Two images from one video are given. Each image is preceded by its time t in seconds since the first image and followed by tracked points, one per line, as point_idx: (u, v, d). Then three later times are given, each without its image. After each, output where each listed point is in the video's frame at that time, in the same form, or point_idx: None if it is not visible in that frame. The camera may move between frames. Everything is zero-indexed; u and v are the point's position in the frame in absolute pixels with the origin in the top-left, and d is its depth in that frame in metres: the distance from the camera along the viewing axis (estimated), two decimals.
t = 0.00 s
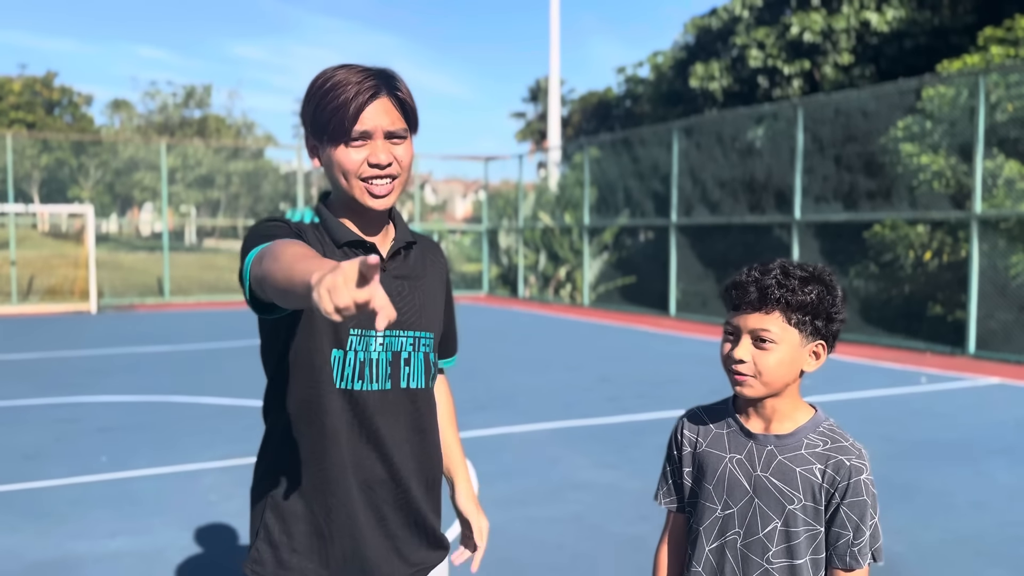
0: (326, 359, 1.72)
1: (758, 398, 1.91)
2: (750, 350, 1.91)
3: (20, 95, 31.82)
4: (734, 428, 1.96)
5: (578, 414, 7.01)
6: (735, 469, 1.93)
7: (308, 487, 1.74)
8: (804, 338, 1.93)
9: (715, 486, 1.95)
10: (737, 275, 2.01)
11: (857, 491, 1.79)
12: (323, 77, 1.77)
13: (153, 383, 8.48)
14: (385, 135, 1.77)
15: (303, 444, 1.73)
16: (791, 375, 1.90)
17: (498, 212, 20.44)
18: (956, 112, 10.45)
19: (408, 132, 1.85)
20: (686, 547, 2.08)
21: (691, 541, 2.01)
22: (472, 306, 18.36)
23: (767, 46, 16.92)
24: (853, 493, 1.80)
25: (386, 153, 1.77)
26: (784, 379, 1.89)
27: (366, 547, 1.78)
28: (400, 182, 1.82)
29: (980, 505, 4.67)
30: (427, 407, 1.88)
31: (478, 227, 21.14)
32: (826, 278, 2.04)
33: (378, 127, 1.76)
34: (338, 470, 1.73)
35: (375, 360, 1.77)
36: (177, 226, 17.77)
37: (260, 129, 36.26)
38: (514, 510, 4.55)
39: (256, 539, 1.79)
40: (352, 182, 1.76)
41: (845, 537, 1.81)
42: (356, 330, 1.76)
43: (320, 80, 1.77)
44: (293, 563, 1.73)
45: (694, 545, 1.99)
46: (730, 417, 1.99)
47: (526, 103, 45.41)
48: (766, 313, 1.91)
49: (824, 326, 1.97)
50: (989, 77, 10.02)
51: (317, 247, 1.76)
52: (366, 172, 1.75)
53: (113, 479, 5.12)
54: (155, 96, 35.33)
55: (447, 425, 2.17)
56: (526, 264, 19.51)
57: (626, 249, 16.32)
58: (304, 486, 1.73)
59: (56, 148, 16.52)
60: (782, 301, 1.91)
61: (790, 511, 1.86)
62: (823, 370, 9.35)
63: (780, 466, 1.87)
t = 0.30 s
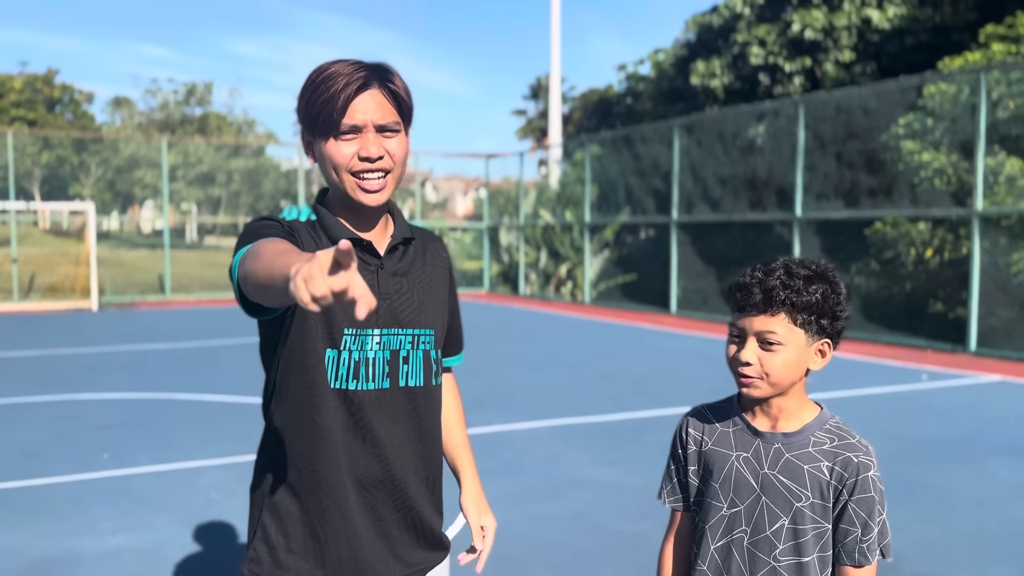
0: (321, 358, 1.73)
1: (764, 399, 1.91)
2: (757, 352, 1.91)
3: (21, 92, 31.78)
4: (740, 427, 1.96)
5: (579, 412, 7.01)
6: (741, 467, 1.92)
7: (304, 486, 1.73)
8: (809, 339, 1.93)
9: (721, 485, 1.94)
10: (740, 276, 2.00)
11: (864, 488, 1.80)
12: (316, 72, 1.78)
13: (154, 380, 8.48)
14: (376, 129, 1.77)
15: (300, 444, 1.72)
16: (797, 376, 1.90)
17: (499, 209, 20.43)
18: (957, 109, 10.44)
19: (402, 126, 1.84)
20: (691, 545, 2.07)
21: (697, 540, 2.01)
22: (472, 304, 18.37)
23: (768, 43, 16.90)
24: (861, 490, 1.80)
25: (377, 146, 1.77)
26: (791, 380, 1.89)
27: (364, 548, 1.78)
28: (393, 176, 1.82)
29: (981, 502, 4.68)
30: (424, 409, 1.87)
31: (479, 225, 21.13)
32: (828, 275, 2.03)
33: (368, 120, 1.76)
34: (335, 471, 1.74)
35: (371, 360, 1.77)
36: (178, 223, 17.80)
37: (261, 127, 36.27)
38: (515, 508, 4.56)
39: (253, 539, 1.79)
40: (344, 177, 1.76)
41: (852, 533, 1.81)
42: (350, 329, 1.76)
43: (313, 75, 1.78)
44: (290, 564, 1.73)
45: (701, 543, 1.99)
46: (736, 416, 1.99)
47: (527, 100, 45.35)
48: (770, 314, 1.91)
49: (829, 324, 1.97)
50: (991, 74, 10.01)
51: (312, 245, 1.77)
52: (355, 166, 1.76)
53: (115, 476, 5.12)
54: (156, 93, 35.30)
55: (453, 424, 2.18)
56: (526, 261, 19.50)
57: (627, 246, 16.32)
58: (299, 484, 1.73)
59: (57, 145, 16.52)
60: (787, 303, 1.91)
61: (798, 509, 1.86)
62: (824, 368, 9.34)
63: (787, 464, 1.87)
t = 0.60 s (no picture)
0: (323, 356, 1.74)
1: (780, 398, 1.91)
2: (775, 351, 1.90)
3: (24, 92, 31.84)
4: (748, 426, 1.95)
5: (582, 411, 7.02)
6: (750, 468, 1.92)
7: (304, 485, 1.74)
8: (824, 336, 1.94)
9: (729, 485, 1.94)
10: (751, 274, 1.98)
11: (874, 485, 1.81)
12: (323, 71, 1.78)
13: (158, 379, 8.49)
14: (380, 127, 1.77)
15: (302, 443, 1.73)
16: (813, 374, 1.90)
17: (501, 208, 20.44)
18: (960, 108, 10.42)
19: (407, 125, 1.84)
20: (699, 547, 2.06)
21: (706, 541, 2.00)
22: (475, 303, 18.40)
23: (771, 41, 16.89)
24: (870, 487, 1.81)
25: (382, 144, 1.77)
26: (808, 378, 1.89)
27: (363, 547, 1.78)
28: (398, 173, 1.81)
29: (985, 501, 4.67)
30: (428, 409, 1.87)
31: (481, 223, 21.13)
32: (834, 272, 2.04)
33: (372, 117, 1.76)
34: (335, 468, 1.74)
35: (374, 358, 1.78)
36: (180, 222, 17.82)
37: (263, 126, 36.29)
38: (518, 507, 4.56)
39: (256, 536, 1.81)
40: (349, 175, 1.76)
41: (862, 530, 1.83)
42: (353, 328, 1.77)
43: (319, 74, 1.78)
44: (290, 561, 1.74)
45: (710, 544, 1.98)
46: (742, 415, 1.98)
47: (529, 99, 45.30)
48: (787, 312, 1.90)
49: (840, 321, 1.98)
50: (994, 72, 10.01)
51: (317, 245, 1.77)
52: (358, 164, 1.76)
53: (119, 475, 5.12)
54: (159, 93, 35.35)
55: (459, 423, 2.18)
56: (528, 260, 19.50)
57: (630, 245, 16.33)
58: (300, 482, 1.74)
59: (60, 144, 16.54)
60: (807, 300, 1.90)
61: (808, 507, 1.86)
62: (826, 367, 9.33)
63: (796, 463, 1.87)
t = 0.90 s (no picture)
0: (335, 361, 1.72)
1: (787, 399, 1.90)
2: (784, 351, 1.89)
3: (27, 93, 31.92)
4: (750, 427, 1.95)
5: (585, 411, 7.02)
6: (754, 468, 1.92)
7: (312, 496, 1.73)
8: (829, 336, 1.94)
9: (734, 486, 1.93)
10: (756, 274, 1.98)
11: (879, 484, 1.82)
12: (333, 72, 1.80)
13: (162, 379, 8.52)
14: (397, 120, 1.76)
15: (309, 453, 1.72)
16: (819, 374, 1.91)
17: (504, 208, 20.45)
18: (963, 108, 10.41)
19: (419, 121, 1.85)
20: (701, 548, 2.06)
21: (711, 541, 2.00)
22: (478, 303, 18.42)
23: (773, 41, 16.88)
24: (875, 487, 1.82)
25: (399, 136, 1.75)
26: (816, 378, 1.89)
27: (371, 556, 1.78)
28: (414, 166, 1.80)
29: (988, 501, 4.66)
30: (436, 410, 1.89)
31: (483, 224, 21.14)
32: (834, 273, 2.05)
33: (388, 112, 1.75)
34: (343, 479, 1.74)
35: (386, 359, 1.78)
36: (184, 223, 17.84)
37: (266, 126, 36.38)
38: (522, 507, 4.56)
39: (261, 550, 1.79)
40: (368, 169, 1.73)
41: (868, 530, 1.83)
42: (363, 331, 1.75)
43: (329, 76, 1.79)
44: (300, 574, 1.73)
45: (715, 545, 1.98)
46: (745, 415, 1.98)
47: (531, 99, 45.30)
48: (795, 311, 1.90)
49: (844, 322, 1.99)
50: (997, 72, 10.00)
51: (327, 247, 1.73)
52: (380, 155, 1.73)
53: (122, 475, 5.13)
54: (162, 93, 35.42)
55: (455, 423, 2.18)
56: (531, 261, 19.51)
57: (632, 245, 16.33)
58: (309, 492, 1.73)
59: (63, 145, 16.58)
60: (814, 301, 1.90)
61: (814, 507, 1.86)
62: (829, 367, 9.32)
63: (802, 463, 1.87)
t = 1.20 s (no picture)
0: (342, 370, 1.71)
1: (784, 401, 1.90)
2: (781, 355, 1.89)
3: (32, 95, 32.04)
4: (749, 428, 1.95)
5: (587, 412, 7.02)
6: (753, 470, 1.92)
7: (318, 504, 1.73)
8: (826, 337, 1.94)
9: (732, 488, 1.93)
10: (751, 278, 1.98)
11: (877, 485, 1.81)
12: (329, 72, 1.79)
13: (167, 380, 8.54)
14: (391, 126, 1.76)
15: (314, 460, 1.71)
16: (818, 375, 1.91)
17: (507, 209, 20.45)
18: (967, 108, 10.39)
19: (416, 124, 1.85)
20: (700, 550, 2.05)
21: (710, 543, 2.00)
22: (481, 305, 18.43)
23: (777, 42, 16.87)
24: (874, 489, 1.81)
25: (394, 143, 1.75)
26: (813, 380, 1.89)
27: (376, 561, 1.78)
28: (409, 173, 1.81)
29: (992, 502, 4.65)
30: (441, 412, 1.89)
31: (487, 225, 21.13)
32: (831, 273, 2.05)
33: (382, 117, 1.75)
34: (346, 486, 1.73)
35: (390, 364, 1.78)
36: (188, 224, 17.87)
37: (269, 128, 36.41)
38: (524, 508, 4.56)
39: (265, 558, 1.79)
40: (363, 176, 1.74)
41: (866, 532, 1.83)
42: (367, 338, 1.75)
43: (326, 75, 1.79)
44: None
45: (714, 546, 1.98)
46: (743, 417, 1.98)
47: (535, 101, 45.27)
48: (791, 314, 1.90)
49: (841, 322, 1.99)
50: (1001, 72, 9.99)
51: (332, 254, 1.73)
52: (374, 164, 1.74)
53: (126, 476, 5.15)
54: (166, 95, 35.52)
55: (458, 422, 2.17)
56: (535, 262, 19.49)
57: (636, 246, 16.32)
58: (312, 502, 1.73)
59: (68, 147, 16.63)
60: (811, 303, 1.90)
61: (813, 509, 1.86)
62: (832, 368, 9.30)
63: (801, 465, 1.87)
